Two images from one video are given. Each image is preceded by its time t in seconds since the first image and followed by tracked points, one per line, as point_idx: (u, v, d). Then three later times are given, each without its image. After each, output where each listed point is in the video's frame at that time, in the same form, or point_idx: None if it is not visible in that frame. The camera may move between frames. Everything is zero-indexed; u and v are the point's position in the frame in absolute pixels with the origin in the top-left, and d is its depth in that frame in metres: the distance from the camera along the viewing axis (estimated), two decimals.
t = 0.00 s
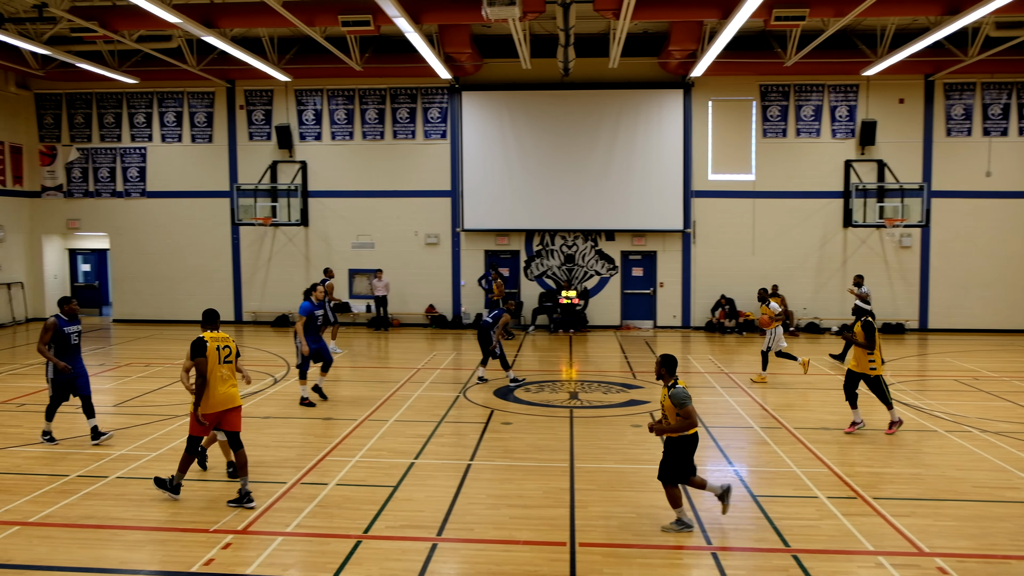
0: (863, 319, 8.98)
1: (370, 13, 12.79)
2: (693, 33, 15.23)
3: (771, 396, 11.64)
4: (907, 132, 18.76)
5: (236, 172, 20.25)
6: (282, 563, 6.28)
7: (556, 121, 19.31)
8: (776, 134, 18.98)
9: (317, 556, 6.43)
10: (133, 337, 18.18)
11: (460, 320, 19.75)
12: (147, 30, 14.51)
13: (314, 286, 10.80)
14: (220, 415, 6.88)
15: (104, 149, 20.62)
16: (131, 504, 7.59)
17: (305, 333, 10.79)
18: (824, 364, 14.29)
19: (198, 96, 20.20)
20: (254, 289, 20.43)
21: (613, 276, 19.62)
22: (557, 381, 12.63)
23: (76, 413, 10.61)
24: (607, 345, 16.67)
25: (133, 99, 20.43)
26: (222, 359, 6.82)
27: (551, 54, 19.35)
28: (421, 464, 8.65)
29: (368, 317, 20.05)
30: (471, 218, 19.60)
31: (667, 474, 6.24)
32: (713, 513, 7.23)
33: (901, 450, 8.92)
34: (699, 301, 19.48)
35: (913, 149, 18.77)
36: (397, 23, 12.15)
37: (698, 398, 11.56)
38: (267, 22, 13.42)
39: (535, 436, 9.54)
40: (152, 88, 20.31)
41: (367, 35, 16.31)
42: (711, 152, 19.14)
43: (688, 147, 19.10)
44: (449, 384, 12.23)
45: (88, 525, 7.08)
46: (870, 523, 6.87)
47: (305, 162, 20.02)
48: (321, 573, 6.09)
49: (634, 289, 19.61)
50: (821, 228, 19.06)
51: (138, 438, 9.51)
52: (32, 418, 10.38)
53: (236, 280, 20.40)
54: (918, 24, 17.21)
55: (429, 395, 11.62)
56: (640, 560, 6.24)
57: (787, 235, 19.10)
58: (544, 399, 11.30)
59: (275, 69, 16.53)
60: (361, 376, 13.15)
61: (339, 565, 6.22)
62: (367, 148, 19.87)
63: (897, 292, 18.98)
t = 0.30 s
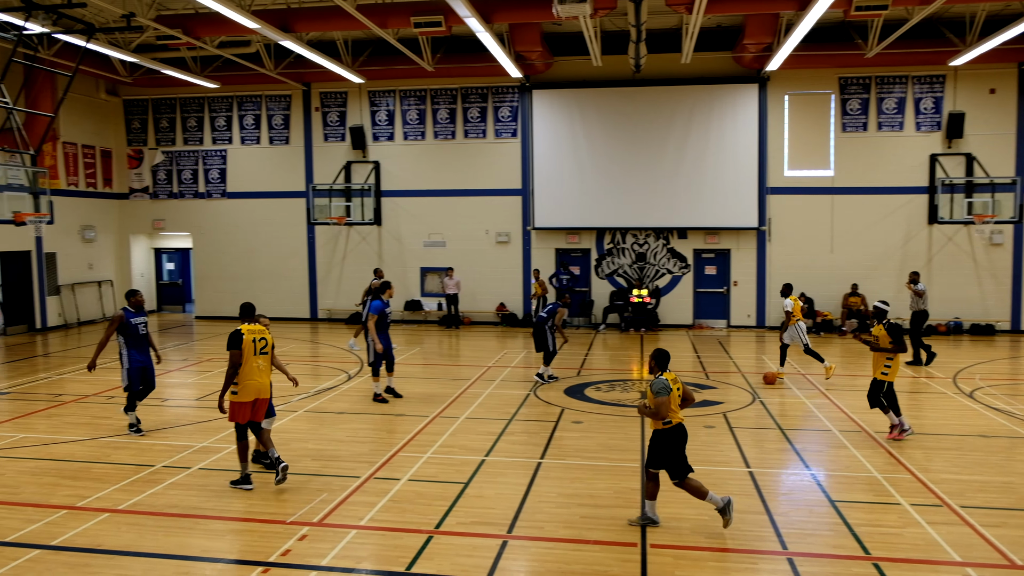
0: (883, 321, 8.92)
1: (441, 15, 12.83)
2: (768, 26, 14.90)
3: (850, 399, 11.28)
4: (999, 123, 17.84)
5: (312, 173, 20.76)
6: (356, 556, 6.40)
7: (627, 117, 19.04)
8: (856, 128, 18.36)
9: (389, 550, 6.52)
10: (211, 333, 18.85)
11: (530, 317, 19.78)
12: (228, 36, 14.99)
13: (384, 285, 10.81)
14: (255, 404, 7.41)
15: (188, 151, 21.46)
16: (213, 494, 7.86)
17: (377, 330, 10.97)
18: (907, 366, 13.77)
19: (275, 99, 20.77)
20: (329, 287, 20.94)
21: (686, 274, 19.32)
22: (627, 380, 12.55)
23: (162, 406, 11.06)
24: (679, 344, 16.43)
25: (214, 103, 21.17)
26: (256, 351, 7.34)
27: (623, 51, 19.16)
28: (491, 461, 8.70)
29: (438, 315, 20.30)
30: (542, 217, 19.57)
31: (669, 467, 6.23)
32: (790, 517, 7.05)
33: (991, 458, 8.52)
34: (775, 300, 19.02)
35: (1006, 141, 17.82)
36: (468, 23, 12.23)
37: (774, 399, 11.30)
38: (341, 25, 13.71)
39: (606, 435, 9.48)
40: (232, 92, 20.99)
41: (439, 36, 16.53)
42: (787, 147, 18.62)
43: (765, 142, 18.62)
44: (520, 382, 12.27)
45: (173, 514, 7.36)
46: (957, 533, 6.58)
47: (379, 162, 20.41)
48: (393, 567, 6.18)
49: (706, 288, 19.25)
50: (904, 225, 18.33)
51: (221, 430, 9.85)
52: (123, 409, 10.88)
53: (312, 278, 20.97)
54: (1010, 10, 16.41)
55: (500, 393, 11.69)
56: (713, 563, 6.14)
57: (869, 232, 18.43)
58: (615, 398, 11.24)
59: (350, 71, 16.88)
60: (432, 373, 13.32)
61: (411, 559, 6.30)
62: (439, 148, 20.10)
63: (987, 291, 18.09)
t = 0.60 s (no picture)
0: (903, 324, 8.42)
1: (518, 13, 12.86)
2: (854, 17, 14.46)
3: (941, 403, 10.83)
4: None
5: (390, 173, 21.15)
6: (431, 551, 6.46)
7: (705, 112, 18.71)
8: (948, 120, 17.54)
9: (464, 546, 6.56)
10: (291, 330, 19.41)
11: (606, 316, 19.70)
12: (309, 40, 15.38)
13: (451, 282, 10.99)
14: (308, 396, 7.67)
15: (271, 153, 22.12)
16: (293, 487, 8.05)
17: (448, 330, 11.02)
18: (1001, 369, 13.14)
19: (354, 101, 21.21)
20: (405, 285, 21.32)
21: (765, 273, 18.91)
22: (704, 380, 12.36)
23: (247, 400, 11.43)
24: (758, 344, 16.10)
25: (296, 106, 21.78)
26: (306, 346, 7.61)
27: (701, 45, 18.83)
28: (566, 460, 8.67)
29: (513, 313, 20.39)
30: (617, 215, 19.44)
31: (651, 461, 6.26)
32: (875, 524, 6.80)
33: None
34: (858, 299, 18.44)
35: None
36: (544, 22, 12.20)
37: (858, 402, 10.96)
38: (418, 26, 13.92)
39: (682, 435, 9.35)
40: (313, 95, 21.55)
41: (516, 34, 16.62)
42: (874, 141, 17.99)
43: (850, 137, 18.05)
44: (595, 381, 12.24)
45: (256, 505, 7.58)
46: None
47: (455, 162, 20.63)
48: (468, 563, 6.21)
49: (787, 287, 18.81)
50: (1001, 221, 17.45)
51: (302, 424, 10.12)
52: (209, 402, 11.30)
53: (388, 277, 21.40)
54: None
55: (574, 392, 11.67)
56: (794, 569, 5.96)
57: (962, 229, 17.64)
58: (692, 399, 11.10)
59: (426, 71, 17.09)
60: (506, 371, 13.39)
61: (485, 556, 6.32)
62: (514, 147, 20.19)
63: None
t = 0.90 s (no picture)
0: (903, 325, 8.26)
1: (581, 12, 12.94)
2: (930, 8, 14.08)
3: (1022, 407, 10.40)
4: None
5: (452, 173, 21.34)
6: (492, 549, 6.47)
7: (772, 109, 18.38)
8: None
9: (525, 545, 6.55)
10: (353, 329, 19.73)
11: (668, 317, 19.51)
12: (375, 42, 15.66)
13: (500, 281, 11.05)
14: (341, 382, 8.31)
15: (336, 154, 22.53)
16: (357, 483, 8.15)
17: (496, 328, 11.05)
18: None
19: (418, 101, 21.49)
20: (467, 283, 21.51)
21: (834, 272, 18.46)
22: (769, 381, 12.15)
23: (313, 397, 11.67)
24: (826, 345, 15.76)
25: (361, 107, 22.15)
26: (345, 336, 8.23)
27: (769, 40, 18.50)
28: (628, 461, 8.61)
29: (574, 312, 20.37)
30: (680, 214, 19.24)
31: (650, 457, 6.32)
32: (950, 531, 6.57)
33: None
34: (933, 300, 17.89)
35: None
36: (608, 19, 12.14)
37: (931, 405, 10.63)
38: (482, 27, 14.05)
39: (747, 437, 9.20)
40: (378, 96, 21.90)
41: (580, 33, 16.65)
42: (950, 136, 17.41)
43: (925, 131, 17.49)
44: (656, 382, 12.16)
45: (320, 500, 7.70)
46: None
47: (516, 161, 20.69)
48: (529, 562, 6.20)
49: (857, 286, 18.37)
50: None
51: (366, 421, 10.28)
52: (276, 399, 11.58)
53: (450, 276, 21.64)
54: None
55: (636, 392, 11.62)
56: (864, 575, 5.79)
57: None
58: (757, 400, 10.93)
59: (489, 70, 17.21)
60: (567, 371, 13.38)
61: (546, 555, 6.30)
62: (575, 146, 20.17)
63: None
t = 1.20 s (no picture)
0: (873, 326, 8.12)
1: (633, 11, 12.89)
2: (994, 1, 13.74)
3: None
4: None
5: (503, 173, 21.42)
6: (542, 549, 6.45)
7: (829, 106, 18.02)
8: None
9: (575, 546, 6.51)
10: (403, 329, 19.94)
11: (721, 318, 19.28)
12: (426, 44, 15.86)
13: (536, 282, 11.28)
14: (372, 379, 8.53)
15: (389, 155, 22.78)
16: (407, 482, 8.21)
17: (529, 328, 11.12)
18: None
19: (470, 103, 21.62)
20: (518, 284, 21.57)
21: (893, 273, 18.00)
22: (825, 384, 11.92)
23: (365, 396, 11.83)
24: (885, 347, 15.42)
25: (413, 109, 22.34)
26: (373, 336, 8.39)
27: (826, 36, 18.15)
28: (679, 463, 8.52)
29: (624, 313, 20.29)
30: (733, 214, 19.01)
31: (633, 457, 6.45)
32: (1016, 541, 6.34)
33: None
34: (998, 301, 17.33)
35: None
36: (660, 18, 12.03)
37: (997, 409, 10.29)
38: (533, 28, 14.11)
39: (802, 441, 9.04)
40: (430, 98, 22.09)
41: (632, 33, 16.60)
42: (1017, 131, 16.84)
43: (990, 127, 16.96)
44: (708, 384, 12.05)
45: (371, 498, 7.78)
46: None
47: (568, 161, 20.68)
48: (579, 563, 6.16)
49: (917, 287, 17.89)
50: None
51: (417, 420, 10.38)
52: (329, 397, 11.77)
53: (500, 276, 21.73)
54: None
55: (688, 394, 11.51)
56: None
57: None
58: (813, 403, 10.73)
59: (540, 71, 17.25)
60: (616, 372, 13.33)
61: (596, 557, 6.26)
62: (627, 145, 20.07)
63: None
